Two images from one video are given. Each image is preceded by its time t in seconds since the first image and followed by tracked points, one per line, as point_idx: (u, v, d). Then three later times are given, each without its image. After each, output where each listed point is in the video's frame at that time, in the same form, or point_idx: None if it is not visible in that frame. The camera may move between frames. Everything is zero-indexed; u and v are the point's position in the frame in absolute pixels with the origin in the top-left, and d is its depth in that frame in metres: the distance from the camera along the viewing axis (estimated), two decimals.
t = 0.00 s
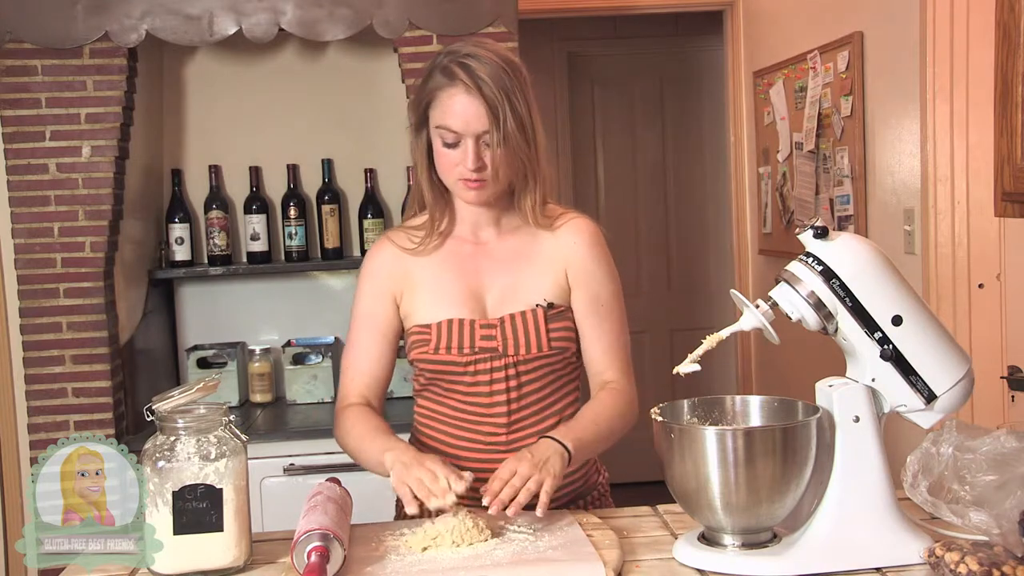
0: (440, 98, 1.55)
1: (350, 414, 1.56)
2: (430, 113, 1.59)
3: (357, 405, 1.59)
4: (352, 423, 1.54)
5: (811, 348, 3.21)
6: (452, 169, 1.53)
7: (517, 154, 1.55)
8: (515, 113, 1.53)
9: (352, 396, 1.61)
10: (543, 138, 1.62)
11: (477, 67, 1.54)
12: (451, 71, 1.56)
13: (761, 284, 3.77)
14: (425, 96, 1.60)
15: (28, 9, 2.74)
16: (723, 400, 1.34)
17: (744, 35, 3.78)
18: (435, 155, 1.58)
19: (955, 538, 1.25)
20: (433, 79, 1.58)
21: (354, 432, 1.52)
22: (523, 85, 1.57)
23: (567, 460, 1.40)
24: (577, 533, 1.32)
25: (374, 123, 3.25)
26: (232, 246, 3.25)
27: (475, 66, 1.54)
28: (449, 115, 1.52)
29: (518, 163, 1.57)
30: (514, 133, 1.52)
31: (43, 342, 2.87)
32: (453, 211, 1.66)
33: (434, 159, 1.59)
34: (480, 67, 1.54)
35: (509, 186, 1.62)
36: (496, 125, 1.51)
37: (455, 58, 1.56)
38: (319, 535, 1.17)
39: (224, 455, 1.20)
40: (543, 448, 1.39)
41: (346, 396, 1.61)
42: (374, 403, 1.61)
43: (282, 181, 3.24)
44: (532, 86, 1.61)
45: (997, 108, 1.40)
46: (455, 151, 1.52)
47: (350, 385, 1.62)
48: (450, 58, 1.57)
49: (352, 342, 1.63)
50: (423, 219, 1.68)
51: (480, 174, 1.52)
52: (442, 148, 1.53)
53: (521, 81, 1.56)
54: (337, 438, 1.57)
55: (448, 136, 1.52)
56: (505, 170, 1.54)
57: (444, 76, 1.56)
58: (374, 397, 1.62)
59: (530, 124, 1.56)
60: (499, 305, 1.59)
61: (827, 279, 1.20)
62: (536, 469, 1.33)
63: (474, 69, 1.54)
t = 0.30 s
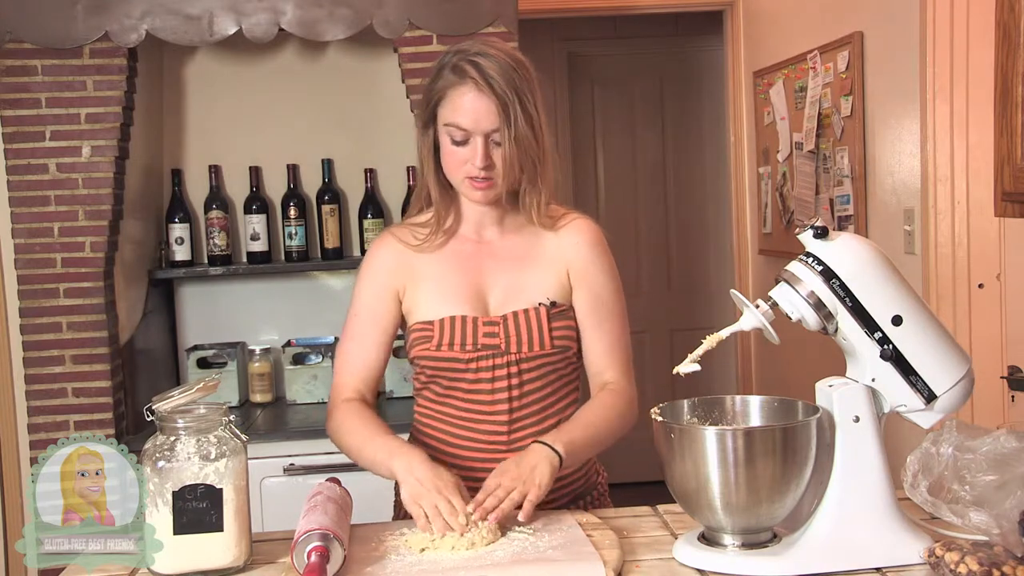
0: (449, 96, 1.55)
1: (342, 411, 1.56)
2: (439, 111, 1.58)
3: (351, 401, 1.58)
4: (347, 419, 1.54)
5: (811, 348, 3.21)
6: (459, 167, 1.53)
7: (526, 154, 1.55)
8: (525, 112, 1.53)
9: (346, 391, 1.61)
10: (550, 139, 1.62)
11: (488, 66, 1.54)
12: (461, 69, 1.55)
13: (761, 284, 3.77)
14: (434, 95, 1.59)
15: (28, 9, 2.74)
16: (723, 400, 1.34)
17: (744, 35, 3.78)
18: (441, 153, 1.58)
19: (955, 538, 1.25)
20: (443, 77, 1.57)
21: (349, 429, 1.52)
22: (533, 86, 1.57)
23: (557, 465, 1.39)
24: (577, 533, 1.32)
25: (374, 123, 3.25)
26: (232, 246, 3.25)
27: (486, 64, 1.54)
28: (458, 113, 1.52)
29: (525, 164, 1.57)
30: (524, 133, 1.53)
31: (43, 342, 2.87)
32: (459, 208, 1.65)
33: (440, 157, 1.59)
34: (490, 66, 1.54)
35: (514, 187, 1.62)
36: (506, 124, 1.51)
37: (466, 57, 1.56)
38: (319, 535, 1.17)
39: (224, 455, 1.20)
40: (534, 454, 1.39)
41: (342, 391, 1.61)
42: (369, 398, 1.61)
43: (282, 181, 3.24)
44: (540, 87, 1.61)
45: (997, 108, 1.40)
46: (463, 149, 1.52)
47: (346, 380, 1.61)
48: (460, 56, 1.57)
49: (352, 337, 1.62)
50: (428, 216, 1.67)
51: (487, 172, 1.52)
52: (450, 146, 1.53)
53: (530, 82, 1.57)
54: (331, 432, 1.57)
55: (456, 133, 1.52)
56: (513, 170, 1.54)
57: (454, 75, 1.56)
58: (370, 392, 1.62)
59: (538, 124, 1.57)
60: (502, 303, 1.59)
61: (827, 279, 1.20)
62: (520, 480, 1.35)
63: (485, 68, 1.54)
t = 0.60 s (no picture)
0: (460, 95, 1.55)
1: (344, 409, 1.56)
2: (448, 109, 1.58)
3: (353, 400, 1.59)
4: (348, 416, 1.54)
5: (811, 348, 3.21)
6: (467, 166, 1.53)
7: (533, 156, 1.55)
8: (535, 114, 1.53)
9: (348, 390, 1.61)
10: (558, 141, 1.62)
11: (498, 66, 1.54)
12: (474, 68, 1.56)
13: (761, 283, 3.77)
14: (444, 93, 1.59)
15: (28, 10, 2.75)
16: (722, 400, 1.34)
17: (744, 35, 3.78)
18: (449, 151, 1.57)
19: (955, 538, 1.25)
20: (455, 75, 1.57)
21: (351, 428, 1.52)
22: (544, 89, 1.57)
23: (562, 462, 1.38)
24: (578, 533, 1.32)
25: (374, 123, 3.25)
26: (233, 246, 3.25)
27: (497, 64, 1.54)
28: (469, 112, 1.52)
29: (532, 165, 1.57)
30: (533, 135, 1.53)
31: (43, 342, 2.87)
32: (461, 207, 1.65)
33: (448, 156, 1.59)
34: (503, 66, 1.54)
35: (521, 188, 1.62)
36: (515, 125, 1.51)
37: (479, 56, 1.56)
38: (319, 535, 1.17)
39: (224, 455, 1.20)
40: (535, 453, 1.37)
41: (344, 392, 1.61)
42: (371, 399, 1.61)
43: (282, 181, 3.24)
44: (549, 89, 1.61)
45: (997, 108, 1.40)
46: (473, 148, 1.52)
47: (348, 380, 1.62)
48: (473, 55, 1.57)
49: (355, 338, 1.63)
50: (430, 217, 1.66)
51: (495, 172, 1.52)
52: (459, 144, 1.53)
53: (542, 84, 1.57)
54: (333, 432, 1.57)
55: (466, 132, 1.51)
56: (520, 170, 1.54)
57: (467, 73, 1.56)
58: (371, 392, 1.62)
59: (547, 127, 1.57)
60: (504, 303, 1.59)
61: (827, 280, 1.20)
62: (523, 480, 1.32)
63: (497, 68, 1.54)
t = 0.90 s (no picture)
0: (459, 96, 1.55)
1: (355, 419, 1.56)
2: (446, 111, 1.58)
3: (361, 411, 1.59)
4: (359, 427, 1.54)
5: (811, 347, 3.21)
6: (465, 168, 1.52)
7: (532, 158, 1.55)
8: (533, 117, 1.53)
9: (357, 398, 1.61)
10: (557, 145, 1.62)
11: (497, 67, 1.54)
12: (471, 70, 1.55)
13: (761, 283, 3.78)
14: (442, 94, 1.59)
15: (28, 9, 2.75)
16: (722, 400, 1.34)
17: (744, 35, 3.78)
18: (448, 153, 1.57)
19: (956, 538, 1.25)
20: (453, 77, 1.57)
21: (361, 439, 1.52)
22: (543, 92, 1.57)
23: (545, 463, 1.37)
24: (577, 533, 1.32)
25: (374, 123, 3.25)
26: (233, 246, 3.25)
27: (496, 66, 1.54)
28: (467, 114, 1.52)
29: (531, 167, 1.57)
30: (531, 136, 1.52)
31: (43, 342, 2.87)
32: (461, 208, 1.65)
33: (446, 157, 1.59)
34: (500, 67, 1.54)
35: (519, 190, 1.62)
36: (513, 127, 1.51)
37: (478, 58, 1.56)
38: (319, 535, 1.17)
39: (224, 455, 1.20)
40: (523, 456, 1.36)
41: (353, 399, 1.61)
42: (379, 408, 1.61)
43: (282, 181, 3.24)
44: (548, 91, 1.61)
45: (997, 108, 1.40)
46: (470, 150, 1.52)
47: (355, 389, 1.62)
48: (471, 56, 1.57)
49: (357, 342, 1.63)
50: (428, 218, 1.67)
51: (493, 174, 1.52)
52: (457, 146, 1.53)
53: (541, 87, 1.57)
54: (342, 439, 1.57)
55: (464, 134, 1.51)
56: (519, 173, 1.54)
57: (464, 75, 1.55)
58: (379, 401, 1.62)
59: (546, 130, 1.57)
60: (505, 305, 1.59)
61: (827, 280, 1.20)
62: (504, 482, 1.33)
63: (496, 70, 1.54)
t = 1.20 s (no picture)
0: (448, 96, 1.55)
1: (356, 418, 1.57)
2: (438, 111, 1.59)
3: (362, 409, 1.59)
4: (358, 425, 1.55)
5: (812, 347, 3.21)
6: (453, 168, 1.53)
7: (522, 161, 1.54)
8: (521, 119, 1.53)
9: (357, 399, 1.61)
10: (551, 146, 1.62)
11: (487, 68, 1.54)
12: (461, 70, 1.56)
13: (761, 283, 3.78)
14: (433, 94, 1.60)
15: (28, 10, 2.75)
16: (722, 400, 1.34)
17: (744, 35, 3.78)
18: (439, 152, 1.58)
19: (956, 538, 1.25)
20: (444, 77, 1.58)
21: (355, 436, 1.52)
22: (534, 93, 1.57)
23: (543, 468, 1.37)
24: (578, 533, 1.32)
25: (375, 123, 3.24)
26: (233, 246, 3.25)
27: (485, 66, 1.54)
28: (455, 114, 1.52)
29: (522, 168, 1.56)
30: (518, 137, 1.52)
31: (43, 342, 2.87)
32: (456, 209, 1.65)
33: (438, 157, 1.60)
34: (489, 68, 1.54)
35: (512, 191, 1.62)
36: (501, 128, 1.51)
37: (469, 59, 1.56)
38: (319, 535, 1.17)
39: (224, 455, 1.20)
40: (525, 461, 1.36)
41: (353, 399, 1.62)
42: (380, 407, 1.62)
43: (282, 181, 3.24)
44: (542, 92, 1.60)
45: (997, 108, 1.40)
46: (458, 150, 1.53)
47: (356, 389, 1.62)
48: (462, 57, 1.57)
49: (356, 344, 1.63)
50: (423, 219, 1.67)
51: (480, 174, 1.52)
52: (446, 146, 1.54)
53: (531, 89, 1.56)
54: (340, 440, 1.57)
55: (452, 135, 1.52)
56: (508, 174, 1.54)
57: (454, 75, 1.56)
58: (379, 402, 1.62)
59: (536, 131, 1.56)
60: (500, 306, 1.59)
61: (827, 279, 1.20)
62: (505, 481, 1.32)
63: (485, 71, 1.53)
